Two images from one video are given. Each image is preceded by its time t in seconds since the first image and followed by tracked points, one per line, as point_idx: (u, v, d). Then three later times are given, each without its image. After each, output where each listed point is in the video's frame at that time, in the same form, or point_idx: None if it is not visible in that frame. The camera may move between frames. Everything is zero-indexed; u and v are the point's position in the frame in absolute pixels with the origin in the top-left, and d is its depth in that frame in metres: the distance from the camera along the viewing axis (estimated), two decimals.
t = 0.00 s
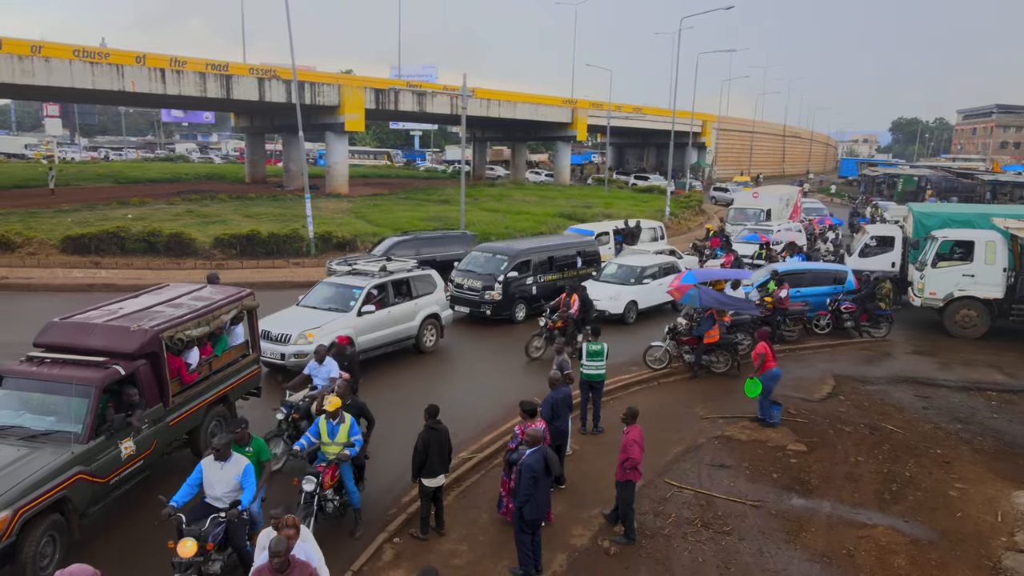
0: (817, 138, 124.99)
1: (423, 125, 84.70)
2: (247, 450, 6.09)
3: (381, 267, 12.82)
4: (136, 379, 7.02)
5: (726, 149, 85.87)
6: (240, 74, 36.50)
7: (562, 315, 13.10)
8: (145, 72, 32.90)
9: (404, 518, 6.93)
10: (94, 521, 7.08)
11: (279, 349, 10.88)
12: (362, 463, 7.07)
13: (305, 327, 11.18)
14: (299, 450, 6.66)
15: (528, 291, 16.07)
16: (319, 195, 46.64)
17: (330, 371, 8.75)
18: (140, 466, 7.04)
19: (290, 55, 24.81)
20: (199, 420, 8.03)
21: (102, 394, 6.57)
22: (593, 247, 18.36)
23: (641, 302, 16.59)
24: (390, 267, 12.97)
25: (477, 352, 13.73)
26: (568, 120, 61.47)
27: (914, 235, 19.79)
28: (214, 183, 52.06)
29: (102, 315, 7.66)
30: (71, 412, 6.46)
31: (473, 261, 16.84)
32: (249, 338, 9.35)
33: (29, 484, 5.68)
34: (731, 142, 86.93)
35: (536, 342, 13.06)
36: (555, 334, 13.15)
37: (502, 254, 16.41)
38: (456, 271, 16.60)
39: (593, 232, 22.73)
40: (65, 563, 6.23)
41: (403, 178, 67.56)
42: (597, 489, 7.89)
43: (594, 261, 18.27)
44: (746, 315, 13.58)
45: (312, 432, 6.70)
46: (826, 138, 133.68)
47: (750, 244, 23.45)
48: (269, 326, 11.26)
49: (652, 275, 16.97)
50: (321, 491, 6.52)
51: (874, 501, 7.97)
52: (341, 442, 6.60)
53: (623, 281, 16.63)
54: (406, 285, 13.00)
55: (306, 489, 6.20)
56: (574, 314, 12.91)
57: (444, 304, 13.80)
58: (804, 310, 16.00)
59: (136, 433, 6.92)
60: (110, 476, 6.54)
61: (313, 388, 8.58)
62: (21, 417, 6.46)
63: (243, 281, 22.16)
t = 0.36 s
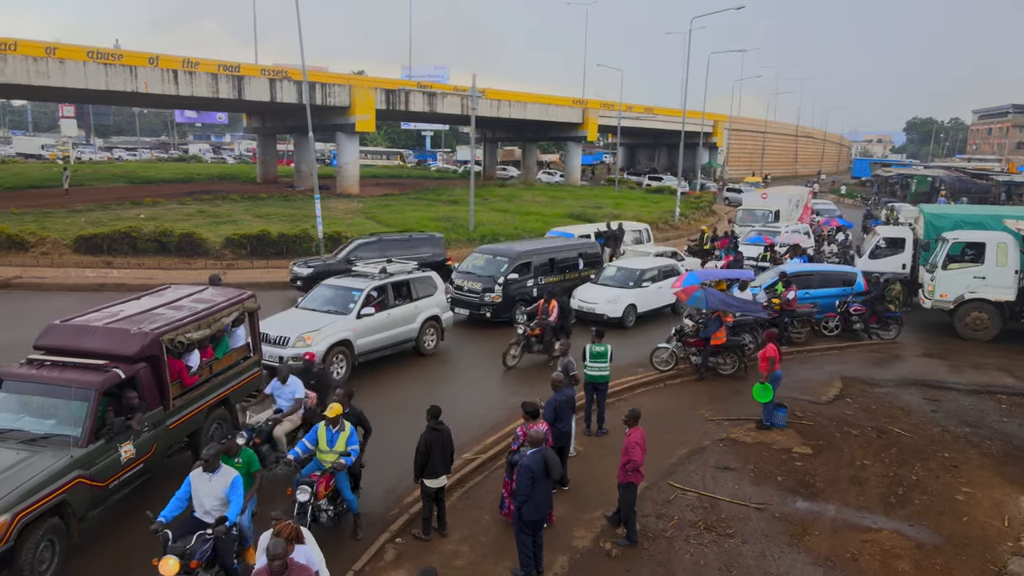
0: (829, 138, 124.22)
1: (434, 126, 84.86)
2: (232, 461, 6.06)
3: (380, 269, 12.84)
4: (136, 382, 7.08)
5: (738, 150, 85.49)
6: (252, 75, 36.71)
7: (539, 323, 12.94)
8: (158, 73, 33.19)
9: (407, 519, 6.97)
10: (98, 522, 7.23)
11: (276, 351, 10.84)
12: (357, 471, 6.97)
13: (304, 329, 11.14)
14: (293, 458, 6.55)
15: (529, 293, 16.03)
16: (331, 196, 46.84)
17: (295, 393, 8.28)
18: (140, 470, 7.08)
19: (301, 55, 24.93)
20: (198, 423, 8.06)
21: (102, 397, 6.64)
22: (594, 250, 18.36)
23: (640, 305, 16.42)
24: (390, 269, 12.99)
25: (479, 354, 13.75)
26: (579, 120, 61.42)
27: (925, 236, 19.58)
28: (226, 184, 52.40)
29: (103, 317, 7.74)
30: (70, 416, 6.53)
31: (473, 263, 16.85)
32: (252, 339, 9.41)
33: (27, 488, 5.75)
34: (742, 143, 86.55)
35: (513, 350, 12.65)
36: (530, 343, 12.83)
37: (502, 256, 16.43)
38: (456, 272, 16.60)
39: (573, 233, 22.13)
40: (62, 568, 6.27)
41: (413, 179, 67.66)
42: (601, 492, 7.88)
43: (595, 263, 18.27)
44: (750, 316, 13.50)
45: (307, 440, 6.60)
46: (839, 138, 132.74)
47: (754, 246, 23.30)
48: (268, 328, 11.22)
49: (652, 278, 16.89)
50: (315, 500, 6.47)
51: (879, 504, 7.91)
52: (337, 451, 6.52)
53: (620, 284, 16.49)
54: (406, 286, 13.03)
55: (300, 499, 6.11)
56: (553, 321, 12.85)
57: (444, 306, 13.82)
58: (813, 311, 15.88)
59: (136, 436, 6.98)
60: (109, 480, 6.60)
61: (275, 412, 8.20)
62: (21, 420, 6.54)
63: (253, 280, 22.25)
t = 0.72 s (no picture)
0: (842, 138, 123.33)
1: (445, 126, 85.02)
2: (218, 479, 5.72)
3: (382, 271, 12.88)
4: (136, 386, 7.15)
5: (750, 150, 85.08)
6: (264, 76, 36.93)
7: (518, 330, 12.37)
8: (171, 74, 33.51)
9: (409, 520, 7.00)
10: (97, 526, 7.29)
11: (277, 354, 10.93)
12: (352, 482, 6.77)
13: (304, 332, 11.21)
14: (285, 470, 6.31)
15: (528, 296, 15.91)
16: (342, 196, 47.04)
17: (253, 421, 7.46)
18: (138, 475, 7.13)
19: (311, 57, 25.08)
20: (197, 427, 8.11)
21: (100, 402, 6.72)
22: (596, 251, 18.32)
23: (639, 309, 16.09)
24: (392, 271, 13.04)
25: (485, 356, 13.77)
26: (590, 120, 61.34)
27: (936, 237, 19.41)
28: (238, 184, 52.76)
29: (104, 320, 7.82)
30: (68, 420, 6.60)
31: (475, 265, 16.85)
32: (252, 342, 9.51)
33: (26, 494, 5.80)
34: (754, 143, 86.12)
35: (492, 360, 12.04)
36: (509, 352, 12.26)
37: (503, 258, 16.44)
38: (457, 274, 16.63)
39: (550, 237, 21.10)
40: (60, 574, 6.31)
41: (423, 179, 67.79)
42: (603, 494, 7.87)
43: (597, 265, 18.23)
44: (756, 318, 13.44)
45: (299, 451, 6.46)
46: (853, 138, 131.80)
47: (760, 248, 23.17)
48: (268, 331, 11.30)
49: (650, 282, 16.68)
50: (310, 514, 6.33)
51: (885, 508, 7.86)
52: (330, 463, 6.42)
53: (615, 287, 16.29)
54: (408, 288, 13.08)
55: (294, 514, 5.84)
56: (532, 329, 12.36)
57: (446, 308, 13.87)
58: (821, 313, 15.77)
59: (134, 441, 7.04)
60: (107, 485, 6.66)
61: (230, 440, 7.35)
62: (19, 424, 6.62)
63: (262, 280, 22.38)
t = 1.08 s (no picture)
0: (854, 138, 122.51)
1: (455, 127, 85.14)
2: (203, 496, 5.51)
3: (385, 272, 12.91)
4: (134, 391, 7.18)
5: (761, 150, 84.70)
6: (274, 77, 37.10)
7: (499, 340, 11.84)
8: (182, 76, 33.75)
9: (412, 522, 7.03)
10: (95, 534, 7.32)
11: (279, 356, 11.01)
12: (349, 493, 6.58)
13: (306, 334, 11.27)
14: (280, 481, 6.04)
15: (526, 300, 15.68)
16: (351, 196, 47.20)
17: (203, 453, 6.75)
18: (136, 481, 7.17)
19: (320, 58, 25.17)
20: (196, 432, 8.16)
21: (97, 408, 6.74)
22: (595, 254, 18.30)
23: (639, 312, 15.96)
24: (395, 273, 13.08)
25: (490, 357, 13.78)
26: (599, 121, 61.25)
27: (947, 239, 19.25)
28: (249, 184, 53.08)
29: (102, 325, 7.85)
30: (65, 427, 6.63)
31: (476, 267, 16.84)
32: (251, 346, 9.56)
33: (23, 501, 5.83)
34: (765, 143, 85.69)
35: (473, 372, 11.53)
36: (490, 363, 11.74)
37: (505, 260, 16.45)
38: (459, 277, 16.64)
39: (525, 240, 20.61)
40: None
41: (433, 180, 67.92)
42: (607, 496, 7.87)
43: (597, 268, 18.21)
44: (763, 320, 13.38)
45: (296, 460, 6.20)
46: (864, 138, 130.91)
47: (765, 249, 23.05)
48: (270, 333, 11.38)
49: (650, 284, 16.52)
50: (308, 525, 6.05)
51: (891, 513, 7.82)
52: (328, 473, 6.18)
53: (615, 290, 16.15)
54: (411, 290, 13.12)
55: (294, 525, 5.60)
56: (513, 337, 11.83)
57: (450, 310, 13.91)
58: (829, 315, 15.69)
59: (132, 448, 7.05)
60: (104, 492, 6.67)
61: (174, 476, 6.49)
62: (16, 431, 6.64)
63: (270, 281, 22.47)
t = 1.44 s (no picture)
0: (868, 138, 121.56)
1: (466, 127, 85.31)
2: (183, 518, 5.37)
3: (389, 274, 12.97)
4: (130, 399, 7.17)
5: (773, 151, 84.28)
6: (286, 78, 37.32)
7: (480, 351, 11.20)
8: (195, 77, 34.04)
9: (416, 523, 7.06)
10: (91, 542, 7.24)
11: (282, 358, 11.11)
12: (347, 501, 6.56)
13: (310, 336, 11.34)
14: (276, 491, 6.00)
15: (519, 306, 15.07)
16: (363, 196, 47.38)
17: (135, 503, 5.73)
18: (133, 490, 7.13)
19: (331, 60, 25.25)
20: (194, 438, 8.16)
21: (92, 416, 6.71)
22: (601, 255, 18.25)
23: (637, 317, 15.84)
24: (399, 275, 13.13)
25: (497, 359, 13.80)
26: (610, 121, 61.16)
27: (960, 241, 19.04)
28: (261, 184, 53.45)
29: (98, 331, 7.83)
30: (60, 435, 6.60)
31: (481, 268, 16.85)
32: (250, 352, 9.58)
33: (14, 514, 5.66)
34: (777, 143, 85.24)
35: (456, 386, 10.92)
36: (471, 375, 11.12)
37: (510, 261, 16.45)
38: (464, 277, 16.66)
39: (494, 244, 20.07)
40: None
41: (444, 180, 68.06)
42: (612, 498, 7.88)
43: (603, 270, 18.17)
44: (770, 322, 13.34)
45: (293, 469, 6.16)
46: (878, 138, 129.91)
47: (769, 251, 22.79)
48: (273, 335, 11.47)
49: (649, 288, 16.45)
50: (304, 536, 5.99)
51: (898, 517, 7.76)
52: (326, 483, 6.12)
53: (616, 293, 16.06)
54: (415, 292, 13.16)
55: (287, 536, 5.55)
56: (495, 347, 11.21)
57: (454, 312, 13.96)
58: (837, 317, 15.61)
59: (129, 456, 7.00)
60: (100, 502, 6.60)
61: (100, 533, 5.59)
62: (10, 440, 6.60)
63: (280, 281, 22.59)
